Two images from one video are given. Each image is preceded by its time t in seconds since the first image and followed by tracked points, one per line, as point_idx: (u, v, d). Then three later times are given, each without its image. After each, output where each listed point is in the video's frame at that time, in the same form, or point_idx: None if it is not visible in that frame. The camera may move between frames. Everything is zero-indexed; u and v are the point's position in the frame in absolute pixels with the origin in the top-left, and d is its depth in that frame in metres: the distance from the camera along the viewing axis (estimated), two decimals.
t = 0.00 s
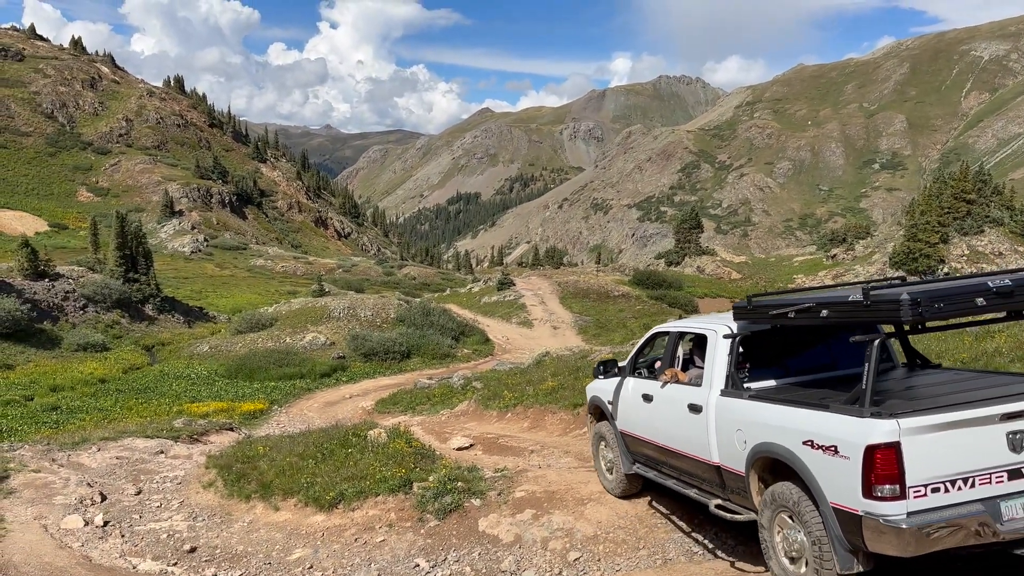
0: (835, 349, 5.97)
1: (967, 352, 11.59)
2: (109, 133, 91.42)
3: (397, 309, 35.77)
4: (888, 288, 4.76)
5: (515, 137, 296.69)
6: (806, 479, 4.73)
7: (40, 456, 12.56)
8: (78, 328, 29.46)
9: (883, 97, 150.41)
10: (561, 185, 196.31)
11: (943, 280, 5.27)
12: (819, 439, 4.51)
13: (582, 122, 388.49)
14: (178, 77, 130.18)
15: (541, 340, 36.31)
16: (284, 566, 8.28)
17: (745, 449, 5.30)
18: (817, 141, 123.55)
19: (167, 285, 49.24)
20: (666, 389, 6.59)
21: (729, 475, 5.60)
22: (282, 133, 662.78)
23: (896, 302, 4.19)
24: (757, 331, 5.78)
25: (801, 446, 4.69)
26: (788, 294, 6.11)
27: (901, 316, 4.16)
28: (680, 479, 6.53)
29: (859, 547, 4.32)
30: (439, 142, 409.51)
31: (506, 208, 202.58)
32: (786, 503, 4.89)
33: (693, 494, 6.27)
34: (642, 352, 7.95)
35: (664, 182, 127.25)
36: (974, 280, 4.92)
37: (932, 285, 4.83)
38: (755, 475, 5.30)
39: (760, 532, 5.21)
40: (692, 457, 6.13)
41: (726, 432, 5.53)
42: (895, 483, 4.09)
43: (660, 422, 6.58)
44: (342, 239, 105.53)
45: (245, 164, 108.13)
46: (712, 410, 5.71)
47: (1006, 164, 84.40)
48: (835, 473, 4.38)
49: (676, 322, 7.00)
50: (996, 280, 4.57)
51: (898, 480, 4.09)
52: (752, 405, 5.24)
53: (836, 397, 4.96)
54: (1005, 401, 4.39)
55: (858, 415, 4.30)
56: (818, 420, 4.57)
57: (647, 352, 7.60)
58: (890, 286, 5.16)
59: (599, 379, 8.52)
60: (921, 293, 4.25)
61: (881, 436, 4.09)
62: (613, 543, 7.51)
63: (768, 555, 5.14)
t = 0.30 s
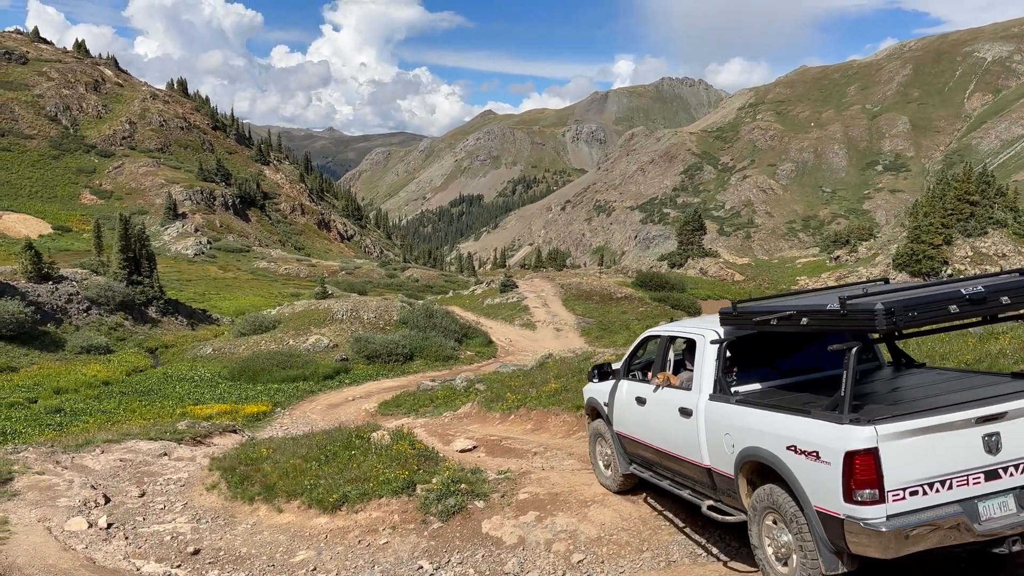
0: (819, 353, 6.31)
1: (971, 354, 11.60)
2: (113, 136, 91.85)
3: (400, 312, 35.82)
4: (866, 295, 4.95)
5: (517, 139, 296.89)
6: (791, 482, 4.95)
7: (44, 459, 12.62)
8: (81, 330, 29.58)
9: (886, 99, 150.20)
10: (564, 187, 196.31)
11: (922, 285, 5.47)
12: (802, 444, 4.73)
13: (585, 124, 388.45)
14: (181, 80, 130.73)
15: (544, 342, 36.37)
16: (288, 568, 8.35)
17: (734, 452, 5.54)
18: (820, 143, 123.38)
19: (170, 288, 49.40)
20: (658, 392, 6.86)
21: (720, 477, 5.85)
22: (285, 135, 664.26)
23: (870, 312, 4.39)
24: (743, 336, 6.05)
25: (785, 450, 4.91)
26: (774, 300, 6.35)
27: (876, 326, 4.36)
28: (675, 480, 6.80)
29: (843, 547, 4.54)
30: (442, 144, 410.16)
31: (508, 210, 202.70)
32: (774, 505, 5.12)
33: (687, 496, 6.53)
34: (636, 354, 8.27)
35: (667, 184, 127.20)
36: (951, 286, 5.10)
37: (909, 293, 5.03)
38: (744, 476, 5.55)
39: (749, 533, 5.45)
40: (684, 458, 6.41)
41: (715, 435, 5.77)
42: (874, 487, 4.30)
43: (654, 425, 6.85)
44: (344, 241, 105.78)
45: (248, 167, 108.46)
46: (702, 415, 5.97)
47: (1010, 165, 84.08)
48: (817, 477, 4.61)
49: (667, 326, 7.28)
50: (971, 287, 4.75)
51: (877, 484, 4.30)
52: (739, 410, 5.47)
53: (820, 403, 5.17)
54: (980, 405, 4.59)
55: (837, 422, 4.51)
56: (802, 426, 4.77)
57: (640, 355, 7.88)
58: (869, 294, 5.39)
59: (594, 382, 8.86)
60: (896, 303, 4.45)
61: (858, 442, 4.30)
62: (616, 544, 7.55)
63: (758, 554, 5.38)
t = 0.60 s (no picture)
0: (809, 361, 6.56)
1: (976, 355, 11.63)
2: (117, 139, 92.31)
3: (403, 314, 35.89)
4: (856, 308, 5.17)
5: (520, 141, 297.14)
6: (779, 486, 5.16)
7: (48, 461, 12.71)
8: (85, 333, 29.71)
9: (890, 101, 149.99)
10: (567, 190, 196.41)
11: (910, 299, 5.70)
12: (790, 450, 4.94)
13: (588, 127, 388.71)
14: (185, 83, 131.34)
15: (547, 344, 36.34)
16: (292, 570, 8.38)
17: (724, 456, 5.77)
18: (824, 144, 123.29)
19: (174, 291, 49.58)
20: (653, 394, 7.10)
21: (710, 478, 6.10)
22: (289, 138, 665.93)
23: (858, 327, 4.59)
24: (736, 343, 6.28)
25: (773, 456, 5.13)
26: (767, 308, 6.59)
27: (863, 339, 4.57)
28: (669, 480, 7.07)
29: (827, 551, 4.75)
30: (445, 147, 410.89)
31: (511, 213, 202.81)
32: (762, 508, 5.35)
33: (680, 496, 6.79)
34: (632, 355, 8.57)
35: (670, 185, 127.17)
36: (936, 302, 5.34)
37: (897, 307, 5.24)
38: (734, 480, 5.79)
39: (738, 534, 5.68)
40: (678, 459, 6.67)
41: (707, 440, 6.01)
42: (857, 494, 4.50)
43: (649, 426, 7.10)
44: (348, 244, 106.08)
45: (251, 169, 108.89)
46: (694, 418, 6.22)
47: (1014, 166, 83.75)
48: (803, 483, 4.82)
49: (663, 330, 7.51)
50: (954, 303, 5.00)
51: (860, 491, 4.51)
52: (729, 415, 5.71)
53: (807, 410, 5.39)
54: (960, 416, 4.81)
55: (822, 431, 4.72)
56: (790, 434, 4.98)
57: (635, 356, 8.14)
58: (860, 306, 5.59)
59: (591, 382, 9.12)
60: (882, 318, 4.65)
61: (843, 451, 4.50)
62: (619, 547, 7.58)
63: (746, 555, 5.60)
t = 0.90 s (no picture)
0: (800, 363, 6.67)
1: (981, 358, 11.64)
2: (121, 143, 92.80)
3: (407, 317, 35.94)
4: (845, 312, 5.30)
5: (524, 144, 297.39)
6: (766, 483, 5.30)
7: (53, 464, 12.83)
8: (89, 336, 29.89)
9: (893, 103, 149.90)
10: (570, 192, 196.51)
11: (899, 306, 5.79)
12: (777, 447, 5.08)
13: (590, 130, 389.18)
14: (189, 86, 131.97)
15: (550, 347, 36.38)
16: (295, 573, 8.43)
17: (715, 452, 5.90)
18: (827, 147, 123.19)
19: (178, 294, 49.75)
20: (648, 394, 7.26)
21: (701, 475, 6.24)
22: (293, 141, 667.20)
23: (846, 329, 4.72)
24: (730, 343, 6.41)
25: (762, 453, 5.26)
26: (760, 312, 6.72)
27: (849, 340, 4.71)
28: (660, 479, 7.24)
29: (811, 545, 4.88)
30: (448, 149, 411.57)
31: (514, 215, 203.02)
32: (749, 503, 5.47)
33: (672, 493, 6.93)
34: (628, 357, 8.72)
35: (674, 188, 127.10)
36: (924, 308, 5.45)
37: (885, 312, 5.35)
38: (723, 477, 5.93)
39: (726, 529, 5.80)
40: (670, 458, 6.81)
41: (700, 437, 6.15)
42: (841, 489, 4.64)
43: (643, 426, 7.25)
44: (351, 247, 106.42)
45: (255, 173, 109.31)
46: (687, 415, 6.36)
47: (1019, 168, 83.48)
48: (789, 479, 4.96)
49: (658, 332, 7.68)
50: (938, 310, 5.11)
51: (844, 486, 4.64)
52: (719, 415, 5.85)
53: (797, 409, 5.51)
54: (942, 419, 4.92)
55: (808, 427, 4.87)
56: (778, 431, 5.11)
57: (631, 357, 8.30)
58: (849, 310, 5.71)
59: (587, 383, 9.28)
60: (868, 320, 4.78)
61: (827, 447, 4.65)
62: (624, 550, 7.60)
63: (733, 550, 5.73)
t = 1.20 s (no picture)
0: (785, 370, 6.84)
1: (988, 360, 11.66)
2: (126, 146, 93.28)
3: (411, 319, 36.04)
4: (825, 323, 5.49)
5: (527, 146, 297.86)
6: (752, 488, 5.46)
7: (58, 466, 12.92)
8: (94, 338, 30.07)
9: (897, 105, 149.74)
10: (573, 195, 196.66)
11: (879, 315, 5.99)
12: (762, 453, 5.25)
13: (594, 132, 389.43)
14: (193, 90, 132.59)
15: (554, 349, 36.45)
16: None
17: (704, 458, 6.09)
18: (831, 149, 123.08)
19: (183, 297, 49.93)
20: (640, 399, 7.45)
21: (691, 479, 6.42)
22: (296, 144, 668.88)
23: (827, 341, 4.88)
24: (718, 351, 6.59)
25: (749, 459, 5.43)
26: (746, 320, 6.89)
27: (831, 351, 4.87)
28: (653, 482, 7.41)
29: (794, 547, 5.05)
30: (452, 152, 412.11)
31: (518, 217, 203.15)
32: (736, 506, 5.64)
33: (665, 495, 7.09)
34: (620, 363, 8.91)
35: (677, 190, 127.06)
36: (902, 317, 5.64)
37: (864, 322, 5.55)
38: (711, 481, 6.10)
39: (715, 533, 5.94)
40: (661, 462, 7.00)
41: (689, 443, 6.33)
42: (823, 494, 4.82)
43: (636, 430, 7.44)
44: (354, 249, 106.79)
45: (259, 176, 109.77)
46: (677, 421, 6.55)
47: None
48: (775, 484, 5.11)
49: (648, 339, 7.88)
50: (915, 320, 5.30)
51: (826, 491, 4.82)
52: (708, 421, 6.02)
53: (782, 416, 5.69)
54: (921, 425, 5.12)
55: (792, 435, 5.04)
56: (764, 438, 5.28)
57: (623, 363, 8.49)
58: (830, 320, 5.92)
59: (580, 388, 9.47)
60: (848, 331, 4.96)
61: (810, 454, 4.83)
62: (628, 552, 7.65)
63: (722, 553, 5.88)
